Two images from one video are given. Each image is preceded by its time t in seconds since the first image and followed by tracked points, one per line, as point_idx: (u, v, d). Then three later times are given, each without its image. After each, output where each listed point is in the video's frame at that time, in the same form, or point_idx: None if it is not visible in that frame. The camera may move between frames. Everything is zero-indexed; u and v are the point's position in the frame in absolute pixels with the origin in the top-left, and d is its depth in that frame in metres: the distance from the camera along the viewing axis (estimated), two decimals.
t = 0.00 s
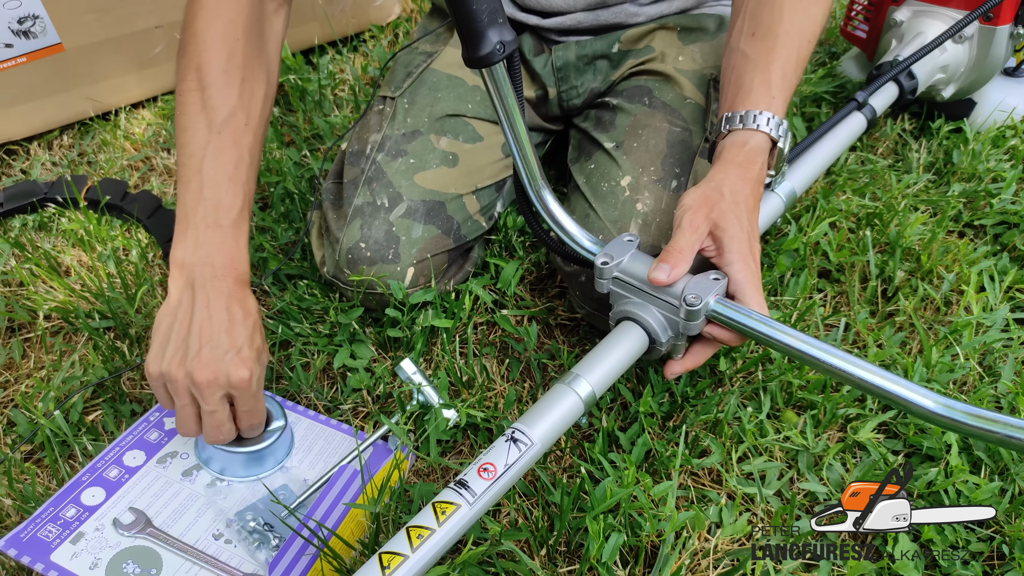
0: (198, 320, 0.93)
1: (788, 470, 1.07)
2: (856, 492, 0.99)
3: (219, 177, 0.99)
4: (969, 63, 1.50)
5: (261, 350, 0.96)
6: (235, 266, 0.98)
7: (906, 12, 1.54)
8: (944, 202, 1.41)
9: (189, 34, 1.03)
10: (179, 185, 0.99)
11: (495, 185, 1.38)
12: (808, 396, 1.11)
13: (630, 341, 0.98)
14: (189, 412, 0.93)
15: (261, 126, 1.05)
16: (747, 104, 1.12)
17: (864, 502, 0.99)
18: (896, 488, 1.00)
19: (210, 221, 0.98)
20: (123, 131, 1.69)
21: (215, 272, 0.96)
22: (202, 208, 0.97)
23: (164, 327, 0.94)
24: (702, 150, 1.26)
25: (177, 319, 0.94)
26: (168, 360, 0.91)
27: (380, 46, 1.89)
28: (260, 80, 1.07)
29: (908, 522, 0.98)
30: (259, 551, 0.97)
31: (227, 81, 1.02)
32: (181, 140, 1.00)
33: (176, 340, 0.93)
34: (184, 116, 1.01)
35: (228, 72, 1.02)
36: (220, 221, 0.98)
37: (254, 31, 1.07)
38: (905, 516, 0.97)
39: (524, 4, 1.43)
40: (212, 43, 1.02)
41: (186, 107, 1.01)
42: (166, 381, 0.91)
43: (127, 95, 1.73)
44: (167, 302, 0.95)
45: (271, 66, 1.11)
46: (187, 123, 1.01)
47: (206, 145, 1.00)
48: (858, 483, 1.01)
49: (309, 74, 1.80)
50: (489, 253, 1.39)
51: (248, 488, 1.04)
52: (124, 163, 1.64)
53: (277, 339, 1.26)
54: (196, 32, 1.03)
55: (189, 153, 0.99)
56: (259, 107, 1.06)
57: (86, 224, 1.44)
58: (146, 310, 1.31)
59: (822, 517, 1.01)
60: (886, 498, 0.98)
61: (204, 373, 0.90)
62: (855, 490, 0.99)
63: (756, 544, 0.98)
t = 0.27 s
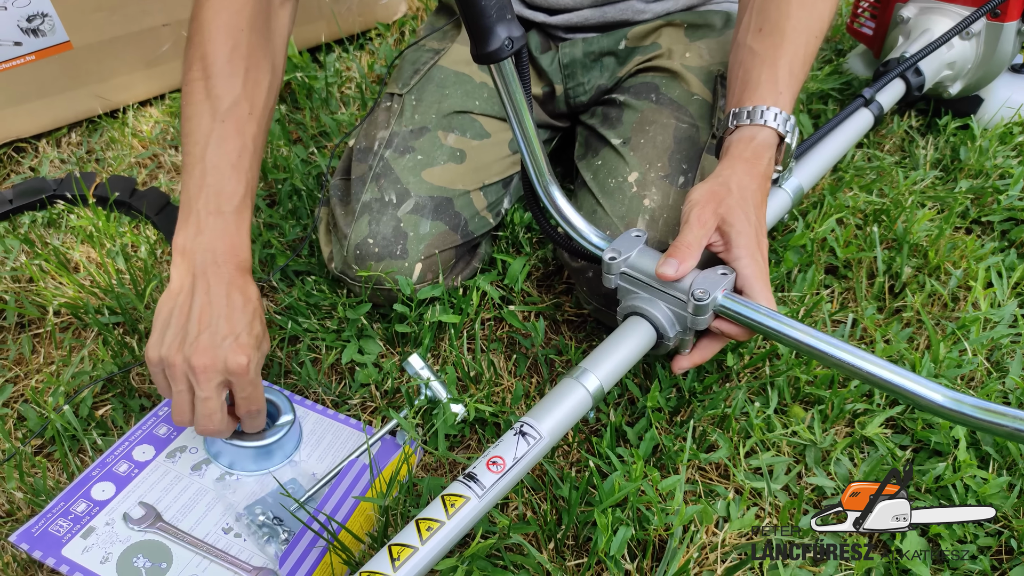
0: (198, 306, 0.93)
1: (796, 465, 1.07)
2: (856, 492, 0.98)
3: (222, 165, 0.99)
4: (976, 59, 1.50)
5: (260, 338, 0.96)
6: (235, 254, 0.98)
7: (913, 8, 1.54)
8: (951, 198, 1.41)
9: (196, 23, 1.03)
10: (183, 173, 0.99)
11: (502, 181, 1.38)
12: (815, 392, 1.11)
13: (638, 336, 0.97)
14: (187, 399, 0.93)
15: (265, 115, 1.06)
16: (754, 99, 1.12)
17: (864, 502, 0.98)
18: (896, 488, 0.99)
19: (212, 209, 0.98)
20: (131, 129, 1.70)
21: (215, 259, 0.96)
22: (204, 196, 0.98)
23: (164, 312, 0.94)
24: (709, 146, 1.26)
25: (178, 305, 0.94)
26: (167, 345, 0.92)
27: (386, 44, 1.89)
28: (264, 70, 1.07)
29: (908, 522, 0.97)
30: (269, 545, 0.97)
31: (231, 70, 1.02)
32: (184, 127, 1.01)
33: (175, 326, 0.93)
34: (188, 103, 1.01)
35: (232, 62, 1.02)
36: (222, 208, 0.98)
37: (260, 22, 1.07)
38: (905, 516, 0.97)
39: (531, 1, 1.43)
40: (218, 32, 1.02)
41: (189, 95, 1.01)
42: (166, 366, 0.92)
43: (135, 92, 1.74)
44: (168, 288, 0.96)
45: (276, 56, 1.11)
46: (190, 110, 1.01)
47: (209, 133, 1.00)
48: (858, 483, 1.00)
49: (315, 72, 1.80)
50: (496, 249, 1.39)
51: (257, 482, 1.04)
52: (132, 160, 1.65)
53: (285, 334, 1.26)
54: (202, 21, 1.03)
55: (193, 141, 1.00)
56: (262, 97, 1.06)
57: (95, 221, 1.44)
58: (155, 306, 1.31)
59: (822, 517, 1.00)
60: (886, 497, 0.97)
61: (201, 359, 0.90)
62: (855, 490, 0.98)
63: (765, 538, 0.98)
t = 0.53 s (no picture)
0: (218, 309, 0.93)
1: (798, 461, 1.08)
2: (857, 492, 0.97)
3: (231, 164, 0.99)
4: (980, 58, 1.50)
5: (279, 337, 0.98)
6: (250, 255, 0.98)
7: (917, 7, 1.54)
8: (954, 197, 1.41)
9: (194, 14, 1.01)
10: (187, 170, 0.98)
11: (505, 177, 1.39)
12: (818, 388, 1.12)
13: (641, 332, 0.98)
14: (209, 404, 0.94)
15: (270, 112, 1.06)
16: (758, 96, 1.12)
17: (864, 502, 0.98)
18: (895, 488, 0.99)
19: (225, 209, 0.98)
20: (134, 123, 1.70)
21: (233, 261, 0.96)
22: (215, 195, 0.97)
23: (179, 315, 0.93)
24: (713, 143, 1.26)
25: (195, 308, 0.94)
26: (190, 351, 0.92)
27: (390, 39, 1.89)
28: (267, 66, 1.07)
29: (909, 522, 0.97)
30: (271, 538, 0.98)
31: (237, 66, 1.01)
32: (187, 123, 0.99)
33: (194, 330, 0.93)
34: (191, 98, 0.99)
35: (239, 58, 1.01)
36: (233, 208, 0.98)
37: (261, 16, 1.06)
38: (905, 516, 0.96)
39: None
40: (221, 26, 1.01)
41: (190, 90, 0.99)
42: (189, 372, 0.92)
43: (139, 87, 1.74)
44: (182, 292, 0.94)
45: (275, 49, 1.10)
46: (194, 105, 0.99)
47: (216, 131, 0.99)
48: (858, 483, 0.99)
49: (319, 67, 1.80)
50: (499, 245, 1.39)
51: (260, 475, 1.05)
52: (135, 154, 1.65)
53: (289, 328, 1.26)
54: (203, 13, 1.01)
55: (200, 138, 0.98)
56: (266, 93, 1.06)
57: (99, 214, 1.45)
58: (158, 299, 1.32)
59: (822, 516, 0.99)
60: (887, 497, 0.96)
61: (232, 366, 0.91)
62: (855, 490, 0.97)
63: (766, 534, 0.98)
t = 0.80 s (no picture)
0: (230, 309, 0.93)
1: (799, 460, 1.08)
2: (857, 492, 0.98)
3: (245, 164, 0.99)
4: (981, 58, 1.50)
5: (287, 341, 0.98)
6: (264, 255, 0.99)
7: (919, 6, 1.54)
8: (955, 197, 1.41)
9: (202, 12, 1.00)
10: (202, 170, 0.97)
11: (507, 176, 1.39)
12: (819, 387, 1.12)
13: (642, 331, 0.98)
14: (210, 400, 0.94)
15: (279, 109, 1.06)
16: (761, 95, 1.12)
17: (864, 502, 0.98)
18: (895, 487, 0.99)
19: (239, 208, 0.98)
20: (137, 122, 1.70)
21: (248, 260, 0.96)
22: (230, 194, 0.97)
23: (190, 311, 0.93)
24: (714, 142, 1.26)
25: (207, 304, 0.93)
26: (200, 348, 0.91)
27: (392, 38, 1.90)
28: (274, 65, 1.07)
29: (908, 522, 0.97)
30: (274, 535, 0.98)
31: (248, 65, 1.01)
32: (201, 121, 0.98)
33: (205, 327, 0.92)
34: (203, 95, 0.98)
35: (250, 57, 1.02)
36: (248, 208, 0.98)
37: (269, 16, 1.06)
38: (905, 516, 0.97)
39: None
40: (232, 25, 1.01)
41: (203, 88, 0.99)
42: (194, 366, 0.92)
43: (141, 85, 1.75)
44: (195, 288, 0.94)
45: (279, 47, 1.10)
46: (207, 103, 0.98)
47: (230, 130, 0.99)
48: (858, 482, 0.99)
49: (321, 66, 1.81)
50: (501, 244, 1.39)
51: (263, 473, 1.05)
52: (138, 153, 1.65)
53: (291, 326, 1.27)
54: (212, 12, 1.00)
55: (214, 138, 0.98)
56: (275, 92, 1.06)
57: (101, 212, 1.45)
58: (161, 297, 1.32)
59: (822, 516, 1.00)
60: (886, 497, 0.97)
61: (237, 367, 0.91)
62: (855, 490, 0.98)
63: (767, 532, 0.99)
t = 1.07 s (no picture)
0: (234, 308, 0.94)
1: (801, 461, 1.08)
2: (857, 492, 0.98)
3: (254, 162, 1.00)
4: (984, 59, 1.51)
5: (291, 344, 0.97)
6: (275, 250, 0.99)
7: (920, 8, 1.54)
8: (957, 198, 1.41)
9: (211, 14, 1.02)
10: (214, 169, 0.99)
11: (509, 177, 1.40)
12: (820, 388, 1.12)
13: (644, 331, 0.98)
14: (207, 396, 0.94)
15: (289, 106, 1.06)
16: (763, 95, 1.12)
17: (864, 502, 0.98)
18: (895, 487, 1.00)
19: (249, 206, 0.98)
20: (140, 122, 1.71)
21: (256, 256, 0.97)
22: (240, 191, 0.98)
23: (199, 306, 0.95)
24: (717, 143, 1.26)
25: (213, 299, 0.95)
26: (202, 343, 0.92)
27: (394, 39, 1.90)
28: (284, 62, 1.08)
29: (908, 522, 0.98)
30: (276, 534, 0.98)
31: (255, 64, 1.02)
32: (210, 120, 1.00)
33: (210, 322, 0.93)
34: (212, 96, 1.00)
35: (256, 55, 1.02)
36: (258, 205, 0.99)
37: (276, 14, 1.07)
38: (905, 516, 0.97)
39: None
40: (239, 25, 1.02)
41: (211, 90, 1.00)
42: (194, 360, 0.92)
43: (144, 86, 1.75)
44: (205, 282, 0.96)
45: (288, 46, 1.11)
46: (216, 104, 1.00)
47: (238, 130, 1.00)
48: (858, 483, 1.00)
49: (324, 67, 1.81)
50: (504, 244, 1.40)
51: (266, 471, 1.05)
52: (141, 153, 1.66)
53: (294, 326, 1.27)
54: (220, 14, 1.01)
55: (223, 137, 0.99)
56: (285, 89, 1.07)
57: (105, 212, 1.45)
58: (164, 297, 1.32)
59: (822, 516, 1.00)
60: (887, 498, 0.97)
61: (233, 365, 0.90)
62: (855, 491, 0.98)
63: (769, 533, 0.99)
